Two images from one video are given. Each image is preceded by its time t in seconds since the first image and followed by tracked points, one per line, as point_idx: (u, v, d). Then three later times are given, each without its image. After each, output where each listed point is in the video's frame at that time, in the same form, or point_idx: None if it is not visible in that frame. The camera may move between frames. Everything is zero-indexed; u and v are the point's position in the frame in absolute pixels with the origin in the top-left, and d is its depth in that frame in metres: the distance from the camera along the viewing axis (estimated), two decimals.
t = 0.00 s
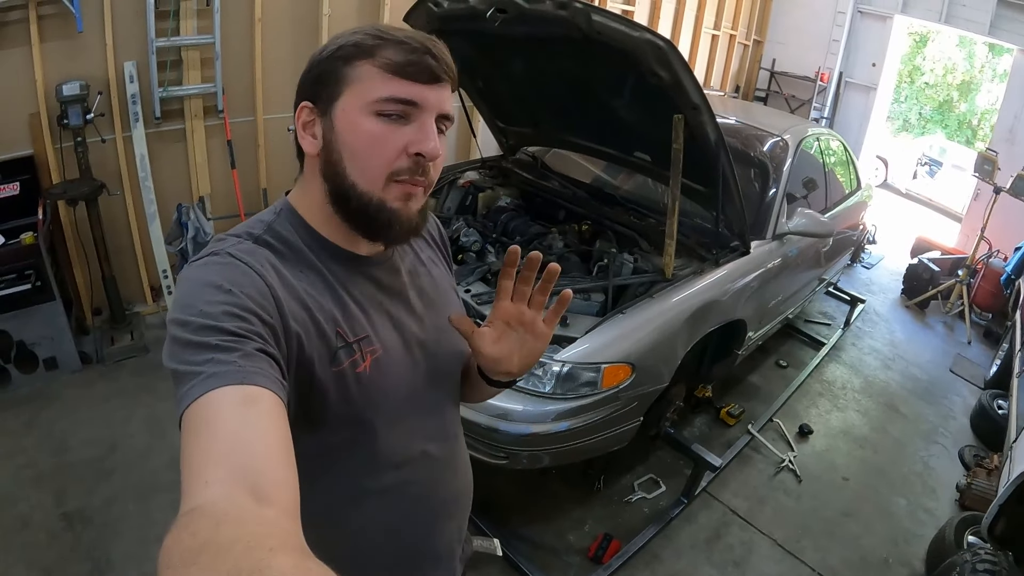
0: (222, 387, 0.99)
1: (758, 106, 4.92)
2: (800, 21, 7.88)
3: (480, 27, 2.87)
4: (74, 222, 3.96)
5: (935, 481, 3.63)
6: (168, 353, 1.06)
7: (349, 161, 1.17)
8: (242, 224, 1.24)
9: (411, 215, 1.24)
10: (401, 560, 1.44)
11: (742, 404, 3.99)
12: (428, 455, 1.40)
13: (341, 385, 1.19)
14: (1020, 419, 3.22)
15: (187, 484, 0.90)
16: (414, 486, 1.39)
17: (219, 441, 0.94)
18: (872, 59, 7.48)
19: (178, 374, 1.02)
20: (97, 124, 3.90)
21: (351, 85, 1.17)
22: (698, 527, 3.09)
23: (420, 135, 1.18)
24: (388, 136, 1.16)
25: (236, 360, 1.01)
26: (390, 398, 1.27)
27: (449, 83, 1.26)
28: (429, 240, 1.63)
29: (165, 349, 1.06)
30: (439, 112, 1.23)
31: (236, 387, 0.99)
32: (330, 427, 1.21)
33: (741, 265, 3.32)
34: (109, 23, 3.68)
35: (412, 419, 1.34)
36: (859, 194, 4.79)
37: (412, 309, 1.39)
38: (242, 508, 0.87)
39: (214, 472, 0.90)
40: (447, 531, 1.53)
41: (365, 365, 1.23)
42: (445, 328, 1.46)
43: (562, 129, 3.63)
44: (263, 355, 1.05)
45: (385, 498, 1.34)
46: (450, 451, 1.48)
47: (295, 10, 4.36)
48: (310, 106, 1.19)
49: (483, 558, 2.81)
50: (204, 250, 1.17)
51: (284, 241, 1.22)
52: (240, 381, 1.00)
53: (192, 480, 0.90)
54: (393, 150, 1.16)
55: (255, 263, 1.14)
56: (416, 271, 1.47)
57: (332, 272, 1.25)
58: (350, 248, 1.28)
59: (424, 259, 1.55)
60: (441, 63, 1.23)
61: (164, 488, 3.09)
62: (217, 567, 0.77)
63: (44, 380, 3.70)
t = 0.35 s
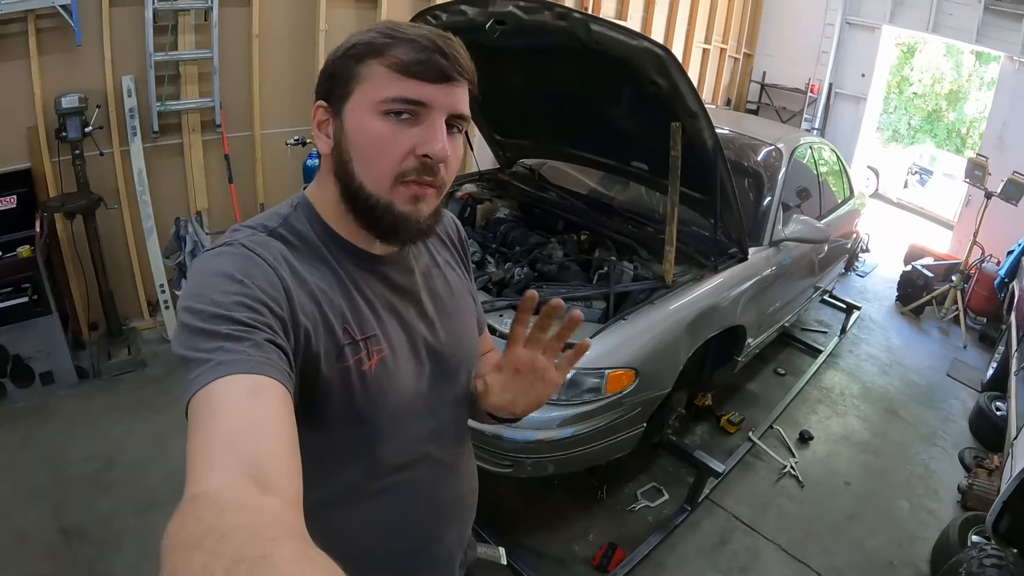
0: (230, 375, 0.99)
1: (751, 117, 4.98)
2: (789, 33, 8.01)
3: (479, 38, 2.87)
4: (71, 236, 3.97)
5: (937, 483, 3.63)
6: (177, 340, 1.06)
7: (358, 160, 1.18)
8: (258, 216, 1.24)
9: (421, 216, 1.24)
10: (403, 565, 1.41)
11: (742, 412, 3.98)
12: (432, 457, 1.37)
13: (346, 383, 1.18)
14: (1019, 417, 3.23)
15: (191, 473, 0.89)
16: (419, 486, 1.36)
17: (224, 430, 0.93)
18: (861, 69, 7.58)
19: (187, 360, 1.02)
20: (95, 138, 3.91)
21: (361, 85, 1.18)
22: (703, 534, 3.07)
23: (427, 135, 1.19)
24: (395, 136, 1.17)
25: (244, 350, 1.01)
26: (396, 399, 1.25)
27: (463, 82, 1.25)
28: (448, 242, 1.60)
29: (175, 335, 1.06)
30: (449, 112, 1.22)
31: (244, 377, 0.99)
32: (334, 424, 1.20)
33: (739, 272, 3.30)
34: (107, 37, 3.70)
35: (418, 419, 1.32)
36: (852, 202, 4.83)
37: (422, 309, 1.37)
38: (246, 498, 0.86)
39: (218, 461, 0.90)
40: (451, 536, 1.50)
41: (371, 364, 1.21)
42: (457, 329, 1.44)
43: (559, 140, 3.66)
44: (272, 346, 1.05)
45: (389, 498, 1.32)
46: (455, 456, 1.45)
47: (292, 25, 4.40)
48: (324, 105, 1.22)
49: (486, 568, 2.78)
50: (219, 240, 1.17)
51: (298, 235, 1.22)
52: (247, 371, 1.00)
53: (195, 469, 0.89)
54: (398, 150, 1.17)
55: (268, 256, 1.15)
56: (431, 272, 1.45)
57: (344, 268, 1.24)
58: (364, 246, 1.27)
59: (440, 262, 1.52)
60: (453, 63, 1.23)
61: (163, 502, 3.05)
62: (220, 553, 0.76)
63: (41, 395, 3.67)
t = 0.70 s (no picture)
0: (238, 377, 0.99)
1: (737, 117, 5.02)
2: (771, 34, 8.10)
3: (468, 45, 2.89)
4: (61, 253, 3.94)
5: (934, 473, 3.66)
6: (185, 342, 1.07)
7: (350, 163, 1.19)
8: (264, 221, 1.26)
9: (419, 208, 1.24)
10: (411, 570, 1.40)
11: (738, 409, 4.00)
12: (440, 459, 1.37)
13: (354, 384, 1.18)
14: (1012, 404, 3.27)
15: (198, 473, 0.90)
16: (428, 489, 1.36)
17: (232, 430, 0.94)
18: (843, 67, 7.67)
19: (194, 362, 1.03)
20: (83, 152, 3.89)
21: (343, 89, 1.19)
22: (705, 532, 3.08)
23: (413, 129, 1.19)
24: (382, 134, 1.18)
25: (251, 352, 1.02)
26: (403, 399, 1.25)
27: (442, 72, 1.25)
28: (454, 245, 1.60)
29: (183, 338, 1.07)
30: (431, 104, 1.23)
31: (251, 378, 0.99)
32: (341, 425, 1.20)
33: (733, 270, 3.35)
34: (94, 51, 3.70)
35: (424, 421, 1.32)
36: (839, 198, 4.89)
37: (428, 309, 1.37)
38: (253, 496, 0.87)
39: (226, 460, 0.90)
40: (459, 540, 1.49)
41: (378, 365, 1.21)
42: (463, 330, 1.44)
43: (550, 145, 3.68)
44: (279, 348, 1.05)
45: (398, 501, 1.32)
46: (462, 458, 1.45)
47: (279, 35, 4.41)
48: (312, 115, 1.23)
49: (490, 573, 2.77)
50: (226, 244, 1.18)
51: (304, 238, 1.23)
52: (255, 372, 1.00)
53: (202, 469, 0.90)
54: (387, 147, 1.17)
55: (275, 259, 1.15)
56: (436, 274, 1.45)
57: (350, 270, 1.25)
58: (369, 249, 1.28)
59: (446, 264, 1.52)
60: (428, 54, 1.23)
61: (162, 518, 3.03)
62: (226, 552, 0.77)
63: (34, 414, 3.64)
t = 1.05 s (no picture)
0: (236, 383, 0.98)
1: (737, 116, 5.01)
2: (771, 32, 8.09)
3: (469, 44, 2.88)
4: (59, 251, 3.93)
5: (933, 473, 3.67)
6: (182, 348, 1.06)
7: (339, 165, 1.19)
8: (261, 225, 1.25)
9: (411, 208, 1.22)
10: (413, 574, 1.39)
11: (737, 409, 3.99)
12: (441, 463, 1.36)
13: (352, 388, 1.17)
14: (1011, 405, 3.27)
15: (197, 479, 0.89)
16: (429, 492, 1.35)
17: (231, 436, 0.93)
18: (843, 66, 7.65)
19: (191, 368, 1.02)
20: (81, 151, 3.87)
21: (330, 92, 1.19)
22: (704, 532, 3.08)
23: (399, 128, 1.17)
24: (370, 135, 1.17)
25: (249, 358, 1.01)
26: (402, 403, 1.25)
27: (430, 70, 1.23)
28: (453, 246, 1.59)
29: (180, 344, 1.06)
30: (418, 103, 1.21)
31: (248, 384, 0.99)
32: (340, 429, 1.19)
33: (733, 270, 3.35)
34: (92, 49, 3.67)
35: (425, 424, 1.31)
36: (839, 198, 4.88)
37: (426, 311, 1.37)
38: (251, 502, 0.86)
39: (224, 467, 0.89)
40: (460, 543, 1.48)
41: (376, 369, 1.21)
42: (462, 332, 1.43)
43: (550, 144, 3.66)
44: (276, 353, 1.04)
45: (399, 506, 1.31)
46: (463, 461, 1.44)
47: (277, 33, 4.38)
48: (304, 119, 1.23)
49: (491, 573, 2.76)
50: (222, 249, 1.18)
51: (301, 241, 1.23)
52: (253, 378, 0.99)
53: (200, 476, 0.89)
54: (375, 148, 1.16)
55: (271, 264, 1.15)
56: (434, 276, 1.45)
57: (348, 274, 1.24)
58: (367, 252, 1.27)
59: (444, 266, 1.51)
60: (413, 53, 1.21)
61: (161, 518, 3.02)
62: (225, 559, 0.76)
63: (32, 413, 3.62)
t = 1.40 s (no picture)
0: (236, 379, 0.98)
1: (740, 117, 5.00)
2: (774, 34, 8.09)
3: (468, 46, 2.87)
4: (64, 256, 3.95)
5: (941, 473, 3.64)
6: (184, 344, 1.06)
7: (340, 164, 1.20)
8: (261, 221, 1.25)
9: (413, 204, 1.23)
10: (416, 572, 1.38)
11: (743, 410, 3.97)
12: (444, 460, 1.35)
13: (354, 384, 1.17)
14: (1019, 404, 3.24)
15: (197, 477, 0.88)
16: (430, 490, 1.34)
17: (232, 435, 0.92)
18: (846, 66, 7.64)
19: (193, 363, 1.01)
20: (85, 157, 3.89)
21: (329, 90, 1.18)
22: (710, 534, 3.05)
23: (399, 126, 1.18)
24: (370, 134, 1.17)
25: (249, 353, 1.00)
26: (404, 399, 1.24)
27: (430, 66, 1.23)
28: (455, 244, 1.59)
29: (182, 340, 1.05)
30: (418, 100, 1.21)
31: (249, 381, 0.98)
32: (342, 426, 1.18)
33: (736, 269, 3.32)
34: (95, 55, 3.70)
35: (427, 421, 1.30)
36: (843, 197, 4.86)
37: (428, 307, 1.36)
38: (251, 501, 0.86)
39: (224, 464, 0.89)
40: (463, 542, 1.47)
41: (378, 365, 1.20)
42: (464, 329, 1.42)
43: (552, 145, 3.66)
44: (277, 349, 1.03)
45: (400, 505, 1.30)
46: (466, 458, 1.43)
47: (279, 39, 4.40)
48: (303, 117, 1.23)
49: None
50: (223, 244, 1.17)
51: (302, 237, 1.22)
52: (253, 374, 0.99)
53: (201, 474, 0.88)
54: (375, 147, 1.17)
55: (272, 259, 1.14)
56: (436, 272, 1.44)
57: (349, 269, 1.24)
58: (370, 247, 1.27)
59: (446, 262, 1.50)
60: (412, 50, 1.20)
61: (165, 522, 3.02)
62: (226, 557, 0.76)
63: (37, 418, 3.64)
